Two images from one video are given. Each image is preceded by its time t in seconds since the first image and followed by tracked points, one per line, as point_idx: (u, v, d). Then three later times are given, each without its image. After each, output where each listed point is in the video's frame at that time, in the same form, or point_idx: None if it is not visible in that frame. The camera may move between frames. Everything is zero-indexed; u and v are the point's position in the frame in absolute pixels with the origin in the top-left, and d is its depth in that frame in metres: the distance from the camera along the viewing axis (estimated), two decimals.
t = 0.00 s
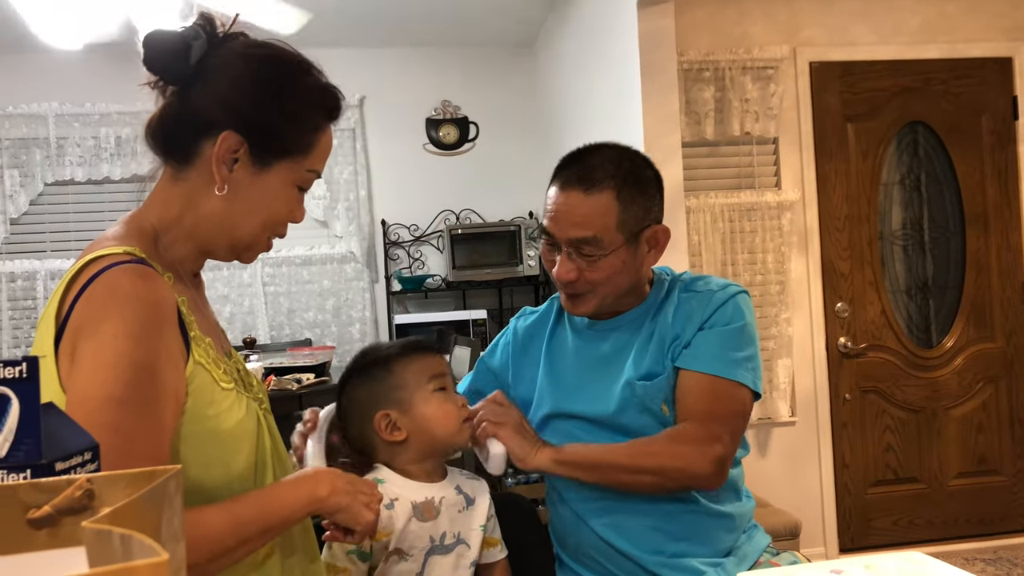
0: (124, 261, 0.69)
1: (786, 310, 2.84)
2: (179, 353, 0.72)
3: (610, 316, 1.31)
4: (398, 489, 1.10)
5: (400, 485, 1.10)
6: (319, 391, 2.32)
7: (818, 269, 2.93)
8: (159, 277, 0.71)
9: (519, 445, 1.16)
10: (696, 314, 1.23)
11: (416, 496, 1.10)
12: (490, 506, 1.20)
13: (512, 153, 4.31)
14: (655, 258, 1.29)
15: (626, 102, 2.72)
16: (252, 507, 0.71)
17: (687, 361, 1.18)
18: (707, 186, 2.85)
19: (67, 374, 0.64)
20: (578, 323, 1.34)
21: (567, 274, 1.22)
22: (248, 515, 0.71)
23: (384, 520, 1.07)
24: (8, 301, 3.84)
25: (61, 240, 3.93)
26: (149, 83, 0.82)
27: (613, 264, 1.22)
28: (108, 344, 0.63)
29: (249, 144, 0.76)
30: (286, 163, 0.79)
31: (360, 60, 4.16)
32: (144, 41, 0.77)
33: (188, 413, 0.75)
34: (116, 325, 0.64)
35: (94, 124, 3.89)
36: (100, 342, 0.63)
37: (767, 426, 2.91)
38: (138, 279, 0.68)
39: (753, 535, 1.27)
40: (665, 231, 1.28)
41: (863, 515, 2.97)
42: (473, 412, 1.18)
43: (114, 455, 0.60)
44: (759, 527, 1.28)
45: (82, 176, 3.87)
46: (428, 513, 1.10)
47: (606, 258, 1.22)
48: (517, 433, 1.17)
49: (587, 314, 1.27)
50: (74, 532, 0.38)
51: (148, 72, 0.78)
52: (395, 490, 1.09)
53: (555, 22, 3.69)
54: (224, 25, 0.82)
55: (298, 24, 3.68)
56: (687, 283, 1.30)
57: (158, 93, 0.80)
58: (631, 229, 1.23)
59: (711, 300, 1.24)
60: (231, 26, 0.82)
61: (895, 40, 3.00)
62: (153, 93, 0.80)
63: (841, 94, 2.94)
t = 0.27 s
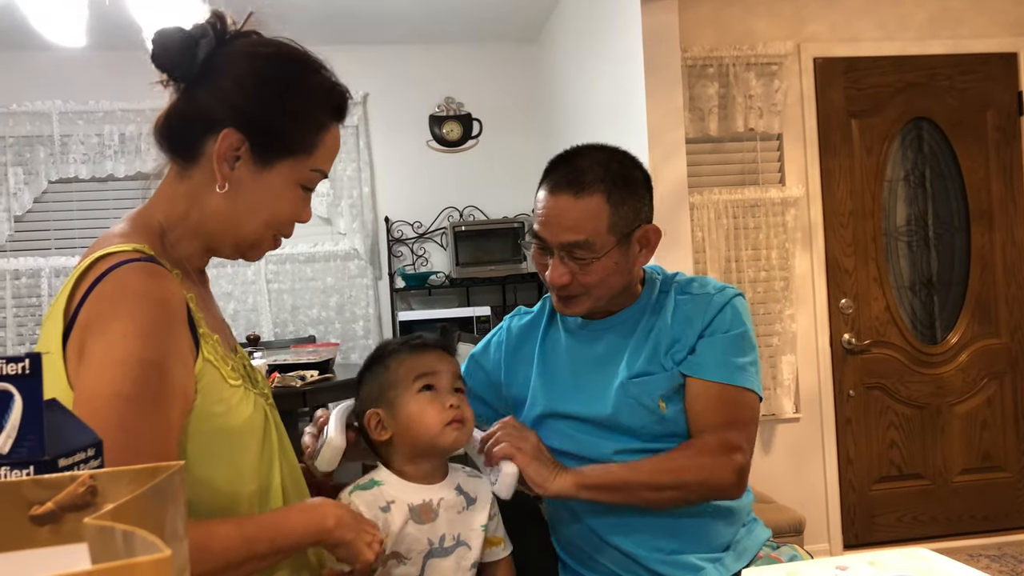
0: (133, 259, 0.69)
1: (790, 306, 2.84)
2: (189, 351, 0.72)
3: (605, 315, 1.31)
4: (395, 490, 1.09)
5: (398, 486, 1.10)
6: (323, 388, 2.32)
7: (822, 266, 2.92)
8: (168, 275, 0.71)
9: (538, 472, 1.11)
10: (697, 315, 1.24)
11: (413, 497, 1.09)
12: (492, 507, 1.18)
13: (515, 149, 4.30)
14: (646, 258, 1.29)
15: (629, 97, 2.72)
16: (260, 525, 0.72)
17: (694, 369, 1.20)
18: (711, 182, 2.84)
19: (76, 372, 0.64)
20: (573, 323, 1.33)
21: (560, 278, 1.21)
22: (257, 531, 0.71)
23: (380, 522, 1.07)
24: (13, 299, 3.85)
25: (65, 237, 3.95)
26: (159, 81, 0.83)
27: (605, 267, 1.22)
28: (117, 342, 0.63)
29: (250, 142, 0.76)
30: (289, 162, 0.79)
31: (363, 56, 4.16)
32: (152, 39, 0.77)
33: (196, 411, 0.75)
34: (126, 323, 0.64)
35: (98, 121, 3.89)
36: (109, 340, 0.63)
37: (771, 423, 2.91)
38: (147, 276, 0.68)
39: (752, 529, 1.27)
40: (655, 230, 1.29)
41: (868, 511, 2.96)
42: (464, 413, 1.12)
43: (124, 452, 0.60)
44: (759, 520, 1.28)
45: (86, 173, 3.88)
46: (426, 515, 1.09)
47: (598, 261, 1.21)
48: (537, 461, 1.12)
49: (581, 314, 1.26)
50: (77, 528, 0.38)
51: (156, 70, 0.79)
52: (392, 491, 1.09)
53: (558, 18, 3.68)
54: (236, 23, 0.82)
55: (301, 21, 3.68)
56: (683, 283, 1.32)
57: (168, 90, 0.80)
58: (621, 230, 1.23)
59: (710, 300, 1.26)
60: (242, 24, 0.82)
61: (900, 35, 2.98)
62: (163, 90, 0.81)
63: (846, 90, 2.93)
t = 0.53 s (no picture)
0: (133, 261, 0.69)
1: (787, 303, 2.84)
2: (190, 354, 0.72)
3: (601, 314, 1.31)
4: (386, 494, 1.10)
5: (390, 490, 1.10)
6: (321, 386, 2.32)
7: (820, 264, 2.92)
8: (169, 277, 0.71)
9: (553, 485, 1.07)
10: (697, 319, 1.26)
11: (405, 501, 1.09)
12: (489, 511, 1.17)
13: (513, 147, 4.30)
14: (641, 257, 1.30)
15: (627, 94, 2.72)
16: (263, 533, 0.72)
17: (700, 374, 1.22)
18: (709, 180, 2.84)
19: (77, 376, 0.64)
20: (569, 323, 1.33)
21: (557, 279, 1.21)
22: (261, 535, 0.71)
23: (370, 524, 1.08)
24: (10, 298, 3.85)
25: (63, 236, 3.94)
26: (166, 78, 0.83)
27: (602, 267, 1.22)
28: (120, 346, 0.63)
29: (247, 146, 0.76)
30: (287, 167, 0.78)
31: (361, 54, 4.16)
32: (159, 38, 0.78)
33: (198, 413, 0.75)
34: (128, 326, 0.64)
35: (95, 120, 3.88)
36: (112, 344, 0.63)
37: (768, 420, 2.91)
38: (148, 278, 0.68)
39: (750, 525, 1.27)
40: (650, 229, 1.29)
41: (865, 508, 2.97)
42: (444, 420, 1.11)
43: (128, 455, 0.60)
44: (756, 516, 1.29)
45: (83, 172, 3.87)
46: (417, 519, 1.09)
47: (594, 262, 1.21)
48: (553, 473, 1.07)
49: (577, 315, 1.26)
50: (74, 528, 0.38)
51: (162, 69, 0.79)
52: (383, 495, 1.09)
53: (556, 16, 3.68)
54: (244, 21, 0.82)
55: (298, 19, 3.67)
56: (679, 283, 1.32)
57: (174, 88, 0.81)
58: (617, 231, 1.23)
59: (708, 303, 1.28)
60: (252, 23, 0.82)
61: (898, 33, 2.98)
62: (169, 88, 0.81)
63: (843, 88, 2.93)
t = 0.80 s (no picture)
0: (132, 264, 0.69)
1: (786, 301, 2.84)
2: (189, 358, 0.72)
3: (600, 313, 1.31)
4: (389, 491, 1.10)
5: (393, 487, 1.10)
6: (320, 385, 2.32)
7: (819, 262, 2.93)
8: (168, 281, 0.71)
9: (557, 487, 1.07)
10: (697, 319, 1.26)
11: (407, 499, 1.10)
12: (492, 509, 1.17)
13: (511, 145, 4.30)
14: (642, 256, 1.30)
15: (626, 92, 2.71)
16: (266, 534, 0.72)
17: (700, 374, 1.22)
18: (707, 178, 2.85)
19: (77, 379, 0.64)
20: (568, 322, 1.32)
21: (557, 278, 1.21)
22: (262, 538, 0.71)
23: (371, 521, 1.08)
24: (9, 297, 3.84)
25: (61, 235, 3.94)
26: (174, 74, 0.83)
27: (602, 267, 1.22)
28: (120, 350, 0.63)
29: (245, 153, 0.76)
30: (284, 176, 0.77)
31: (360, 53, 4.16)
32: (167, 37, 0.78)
33: (197, 417, 0.75)
34: (128, 331, 0.64)
35: (93, 118, 3.88)
36: (111, 348, 0.63)
37: (767, 418, 2.92)
38: (148, 282, 0.68)
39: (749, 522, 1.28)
40: (651, 228, 1.29)
41: (864, 505, 2.98)
42: (444, 421, 1.11)
43: (127, 458, 0.60)
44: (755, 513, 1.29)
45: (82, 170, 3.87)
46: (419, 517, 1.09)
47: (595, 262, 1.21)
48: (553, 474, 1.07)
49: (577, 314, 1.27)
50: (74, 526, 0.38)
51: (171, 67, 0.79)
52: (386, 492, 1.10)
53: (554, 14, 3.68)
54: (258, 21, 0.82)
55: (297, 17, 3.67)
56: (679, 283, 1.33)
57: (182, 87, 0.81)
58: (618, 230, 1.23)
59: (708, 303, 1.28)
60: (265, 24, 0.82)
61: (896, 30, 2.98)
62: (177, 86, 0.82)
63: (842, 85, 2.93)
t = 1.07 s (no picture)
0: (135, 266, 0.69)
1: (786, 299, 2.84)
2: (191, 359, 0.72)
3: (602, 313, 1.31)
4: (390, 492, 1.10)
5: (394, 489, 1.11)
6: (320, 383, 2.32)
7: (819, 259, 2.92)
8: (170, 282, 0.71)
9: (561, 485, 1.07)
10: (698, 320, 1.27)
11: (408, 500, 1.10)
12: (493, 511, 1.17)
13: (511, 143, 4.30)
14: (643, 256, 1.30)
15: (626, 90, 2.71)
16: (269, 535, 0.72)
17: (703, 377, 1.22)
18: (707, 177, 2.85)
19: (80, 380, 0.64)
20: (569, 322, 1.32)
21: (558, 279, 1.21)
22: (265, 539, 0.71)
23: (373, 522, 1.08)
24: (10, 296, 3.85)
25: (62, 234, 3.94)
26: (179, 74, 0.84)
27: (603, 268, 1.22)
28: (122, 352, 0.63)
29: (245, 154, 0.76)
30: (284, 178, 0.77)
31: (359, 51, 4.16)
32: (172, 36, 0.78)
33: (200, 418, 0.75)
34: (130, 333, 0.64)
35: (93, 117, 3.88)
36: (114, 350, 0.63)
37: (768, 416, 2.92)
38: (151, 283, 0.68)
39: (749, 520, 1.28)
40: (653, 229, 1.29)
41: (865, 503, 2.98)
42: (444, 423, 1.11)
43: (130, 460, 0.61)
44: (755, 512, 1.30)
45: (82, 169, 3.87)
46: (420, 519, 1.09)
47: (596, 263, 1.21)
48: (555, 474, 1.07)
49: (579, 314, 1.27)
50: (76, 525, 0.38)
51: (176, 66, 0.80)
52: (387, 493, 1.10)
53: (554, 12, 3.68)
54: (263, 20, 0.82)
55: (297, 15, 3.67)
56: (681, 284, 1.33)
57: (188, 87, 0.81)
58: (620, 231, 1.24)
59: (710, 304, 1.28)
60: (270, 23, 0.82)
61: (896, 28, 2.98)
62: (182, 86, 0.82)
63: (842, 83, 2.93)
